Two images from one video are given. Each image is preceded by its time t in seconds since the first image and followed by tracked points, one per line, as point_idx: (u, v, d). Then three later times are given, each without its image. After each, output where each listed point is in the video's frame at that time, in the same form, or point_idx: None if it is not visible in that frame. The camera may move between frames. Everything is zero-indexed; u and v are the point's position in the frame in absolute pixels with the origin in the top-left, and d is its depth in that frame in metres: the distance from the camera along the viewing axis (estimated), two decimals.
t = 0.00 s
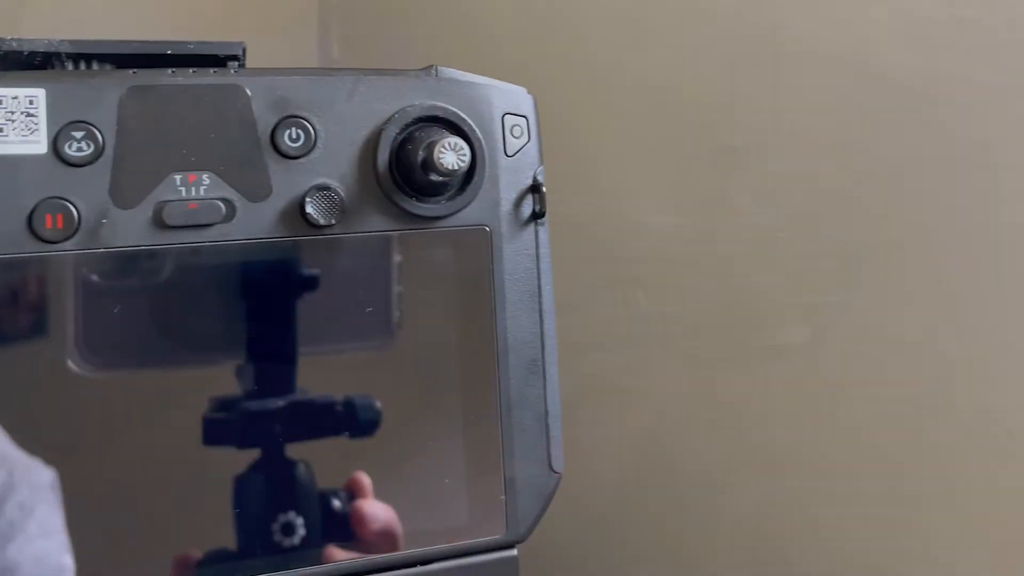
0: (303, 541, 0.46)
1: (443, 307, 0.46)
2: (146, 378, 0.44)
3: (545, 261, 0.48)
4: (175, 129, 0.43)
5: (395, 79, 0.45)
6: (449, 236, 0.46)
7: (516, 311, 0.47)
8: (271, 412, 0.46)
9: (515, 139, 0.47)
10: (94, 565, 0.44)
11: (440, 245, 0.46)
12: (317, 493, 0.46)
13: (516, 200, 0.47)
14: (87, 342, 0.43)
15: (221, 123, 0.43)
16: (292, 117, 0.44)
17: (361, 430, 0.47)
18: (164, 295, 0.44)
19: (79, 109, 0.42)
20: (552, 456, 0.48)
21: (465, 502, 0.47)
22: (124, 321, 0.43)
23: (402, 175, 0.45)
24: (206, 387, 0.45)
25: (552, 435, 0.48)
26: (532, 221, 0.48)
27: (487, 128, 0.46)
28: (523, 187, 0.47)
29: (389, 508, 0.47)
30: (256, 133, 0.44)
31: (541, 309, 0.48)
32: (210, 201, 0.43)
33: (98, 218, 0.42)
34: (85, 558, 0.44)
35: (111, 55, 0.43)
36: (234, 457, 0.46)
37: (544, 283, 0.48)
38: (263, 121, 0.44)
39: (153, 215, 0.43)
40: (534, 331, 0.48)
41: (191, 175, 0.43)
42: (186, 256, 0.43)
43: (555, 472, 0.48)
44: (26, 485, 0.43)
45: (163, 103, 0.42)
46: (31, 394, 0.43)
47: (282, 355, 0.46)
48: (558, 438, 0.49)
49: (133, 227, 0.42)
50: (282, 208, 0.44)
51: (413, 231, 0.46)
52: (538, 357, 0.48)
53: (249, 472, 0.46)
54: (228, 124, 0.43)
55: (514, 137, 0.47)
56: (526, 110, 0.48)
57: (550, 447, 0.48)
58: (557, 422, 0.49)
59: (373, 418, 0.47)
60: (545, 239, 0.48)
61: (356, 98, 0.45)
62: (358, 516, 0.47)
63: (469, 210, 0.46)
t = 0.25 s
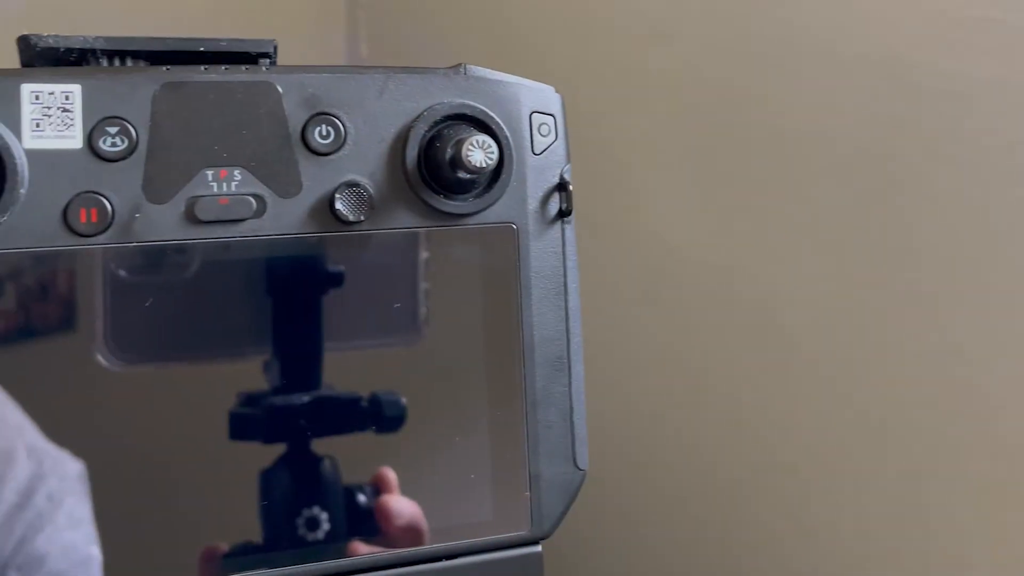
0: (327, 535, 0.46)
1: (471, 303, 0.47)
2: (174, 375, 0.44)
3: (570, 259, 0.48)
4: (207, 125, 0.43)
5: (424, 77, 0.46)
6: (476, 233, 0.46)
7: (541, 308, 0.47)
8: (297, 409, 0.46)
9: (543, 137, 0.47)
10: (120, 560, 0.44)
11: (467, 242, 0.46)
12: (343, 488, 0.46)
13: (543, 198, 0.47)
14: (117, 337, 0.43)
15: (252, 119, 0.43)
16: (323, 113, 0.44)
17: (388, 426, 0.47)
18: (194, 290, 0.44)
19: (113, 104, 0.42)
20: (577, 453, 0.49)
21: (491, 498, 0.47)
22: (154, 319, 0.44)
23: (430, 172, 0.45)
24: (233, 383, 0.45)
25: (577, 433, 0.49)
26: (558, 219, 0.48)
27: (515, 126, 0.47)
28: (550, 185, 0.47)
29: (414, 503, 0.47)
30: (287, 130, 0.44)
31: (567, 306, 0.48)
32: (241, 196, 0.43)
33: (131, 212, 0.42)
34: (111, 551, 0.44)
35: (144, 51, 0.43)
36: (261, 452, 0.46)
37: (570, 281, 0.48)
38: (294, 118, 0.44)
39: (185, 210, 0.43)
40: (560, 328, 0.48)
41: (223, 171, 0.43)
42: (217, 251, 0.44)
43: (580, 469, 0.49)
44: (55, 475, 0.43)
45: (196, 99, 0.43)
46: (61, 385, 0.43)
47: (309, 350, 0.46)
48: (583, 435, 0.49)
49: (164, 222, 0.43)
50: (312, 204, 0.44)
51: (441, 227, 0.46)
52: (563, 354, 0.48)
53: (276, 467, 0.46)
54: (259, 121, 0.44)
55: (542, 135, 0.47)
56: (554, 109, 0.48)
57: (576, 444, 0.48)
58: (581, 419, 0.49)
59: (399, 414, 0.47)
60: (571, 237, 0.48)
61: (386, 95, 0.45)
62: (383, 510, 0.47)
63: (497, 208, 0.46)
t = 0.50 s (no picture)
0: (351, 530, 0.46)
1: (498, 299, 0.47)
2: (204, 369, 0.45)
3: (598, 256, 0.49)
4: (240, 121, 0.44)
5: (454, 75, 0.46)
6: (503, 230, 0.47)
7: (569, 305, 0.48)
8: (324, 404, 0.46)
9: (571, 136, 0.48)
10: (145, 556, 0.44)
11: (496, 239, 0.47)
12: (369, 483, 0.46)
13: (571, 196, 0.48)
14: (147, 331, 0.44)
15: (285, 115, 0.44)
16: (355, 110, 0.45)
17: (414, 422, 0.47)
18: (225, 285, 0.44)
19: (148, 100, 0.43)
20: (603, 450, 0.49)
21: (516, 495, 0.47)
22: (182, 314, 0.44)
23: (460, 169, 0.46)
24: (262, 378, 0.45)
25: (603, 430, 0.49)
26: (585, 217, 0.48)
27: (544, 124, 0.47)
28: (578, 183, 0.48)
29: (439, 499, 0.47)
30: (319, 125, 0.45)
31: (593, 304, 0.48)
32: (274, 191, 0.44)
33: (166, 207, 0.43)
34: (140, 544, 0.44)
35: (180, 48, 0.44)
36: (288, 446, 0.46)
37: (596, 279, 0.49)
38: (325, 115, 0.45)
39: (218, 205, 0.44)
40: (587, 326, 0.48)
41: (255, 166, 0.44)
42: (248, 246, 0.44)
43: (605, 466, 0.49)
44: (85, 468, 0.44)
45: (230, 96, 0.43)
46: (92, 378, 0.43)
47: (337, 346, 0.46)
48: (609, 432, 0.49)
49: (198, 217, 0.43)
50: (343, 200, 0.45)
51: (469, 224, 0.46)
52: (590, 351, 0.48)
53: (303, 462, 0.46)
54: (291, 117, 0.44)
55: (570, 134, 0.48)
56: (582, 107, 0.48)
57: (601, 442, 0.49)
58: (608, 415, 0.49)
59: (425, 410, 0.47)
60: (600, 235, 0.48)
61: (417, 93, 0.46)
62: (408, 506, 0.47)
63: (526, 205, 0.47)
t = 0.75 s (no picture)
0: (376, 525, 0.46)
1: (525, 297, 0.47)
2: (233, 363, 0.45)
3: (625, 254, 0.49)
4: (272, 118, 0.44)
5: (483, 74, 0.46)
6: (530, 228, 0.47)
7: (595, 303, 0.48)
8: (350, 399, 0.46)
9: (598, 134, 0.48)
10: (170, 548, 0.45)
11: (523, 237, 0.47)
12: (394, 479, 0.47)
13: (598, 194, 0.48)
14: (177, 326, 0.44)
15: (316, 112, 0.44)
16: (384, 108, 0.45)
17: (440, 419, 0.47)
18: (255, 281, 0.45)
19: (181, 96, 0.43)
20: (628, 449, 0.49)
21: (541, 492, 0.48)
22: (212, 309, 0.45)
23: (487, 167, 0.46)
24: (290, 373, 0.46)
25: (628, 428, 0.49)
26: (612, 216, 0.48)
27: (572, 123, 0.47)
28: (605, 182, 0.48)
29: (465, 495, 0.47)
30: (349, 123, 0.45)
31: (620, 302, 0.48)
32: (304, 188, 0.44)
33: (197, 202, 0.43)
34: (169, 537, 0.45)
35: (213, 45, 0.44)
36: (314, 442, 0.46)
37: (623, 277, 0.49)
38: (356, 112, 0.45)
39: (249, 201, 0.44)
40: (613, 323, 0.48)
41: (286, 163, 0.44)
42: (279, 242, 0.45)
43: (631, 464, 0.49)
44: (115, 461, 0.44)
45: (262, 92, 0.44)
46: (124, 373, 0.44)
47: (364, 342, 0.46)
48: (634, 431, 0.49)
49: (229, 213, 0.44)
50: (372, 196, 0.45)
51: (497, 222, 0.47)
52: (616, 349, 0.48)
53: (329, 458, 0.46)
54: (322, 115, 0.45)
55: (598, 132, 0.48)
56: (610, 106, 0.48)
57: (627, 440, 0.49)
58: (633, 413, 0.49)
59: (451, 407, 0.47)
60: (626, 233, 0.48)
61: (445, 91, 0.46)
62: (433, 502, 0.47)
63: (552, 203, 0.47)
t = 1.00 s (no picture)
0: (398, 521, 0.47)
1: (549, 295, 0.47)
2: (260, 358, 0.45)
3: (650, 253, 0.49)
4: (300, 115, 0.44)
5: (509, 72, 0.47)
6: (554, 226, 0.47)
7: (620, 301, 0.48)
8: (373, 396, 0.46)
9: (624, 133, 0.48)
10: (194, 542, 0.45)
11: (549, 235, 0.47)
12: (416, 476, 0.47)
13: (623, 193, 0.48)
14: (204, 322, 0.45)
15: (344, 110, 0.45)
16: (411, 105, 0.45)
17: (463, 416, 0.47)
18: (281, 277, 0.45)
19: (211, 93, 0.43)
20: (651, 448, 0.49)
21: (563, 490, 0.48)
22: (239, 305, 0.45)
23: (512, 165, 0.46)
24: (315, 369, 0.46)
25: (651, 427, 0.49)
26: (637, 214, 0.48)
27: (597, 121, 0.47)
28: (630, 180, 0.48)
29: (486, 492, 0.47)
30: (376, 121, 0.45)
31: (643, 301, 0.49)
32: (332, 184, 0.45)
33: (227, 198, 0.44)
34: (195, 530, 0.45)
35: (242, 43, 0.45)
36: (338, 438, 0.46)
37: (647, 276, 0.49)
38: (383, 110, 0.45)
39: (277, 197, 0.44)
40: (636, 322, 0.48)
41: (314, 160, 0.45)
42: (306, 238, 0.45)
43: (653, 463, 0.49)
44: (144, 456, 0.44)
45: (291, 90, 0.44)
46: (151, 369, 0.44)
47: (387, 339, 0.47)
48: (657, 429, 0.49)
49: (258, 209, 0.44)
50: (399, 194, 0.46)
51: (521, 220, 0.47)
52: (640, 347, 0.49)
53: (352, 454, 0.46)
54: (350, 112, 0.45)
55: (623, 131, 0.48)
56: (636, 104, 0.48)
57: (650, 438, 0.49)
58: (657, 411, 0.49)
59: (473, 404, 0.47)
60: (651, 232, 0.49)
61: (471, 89, 0.46)
62: (456, 499, 0.47)
63: (578, 202, 0.47)
